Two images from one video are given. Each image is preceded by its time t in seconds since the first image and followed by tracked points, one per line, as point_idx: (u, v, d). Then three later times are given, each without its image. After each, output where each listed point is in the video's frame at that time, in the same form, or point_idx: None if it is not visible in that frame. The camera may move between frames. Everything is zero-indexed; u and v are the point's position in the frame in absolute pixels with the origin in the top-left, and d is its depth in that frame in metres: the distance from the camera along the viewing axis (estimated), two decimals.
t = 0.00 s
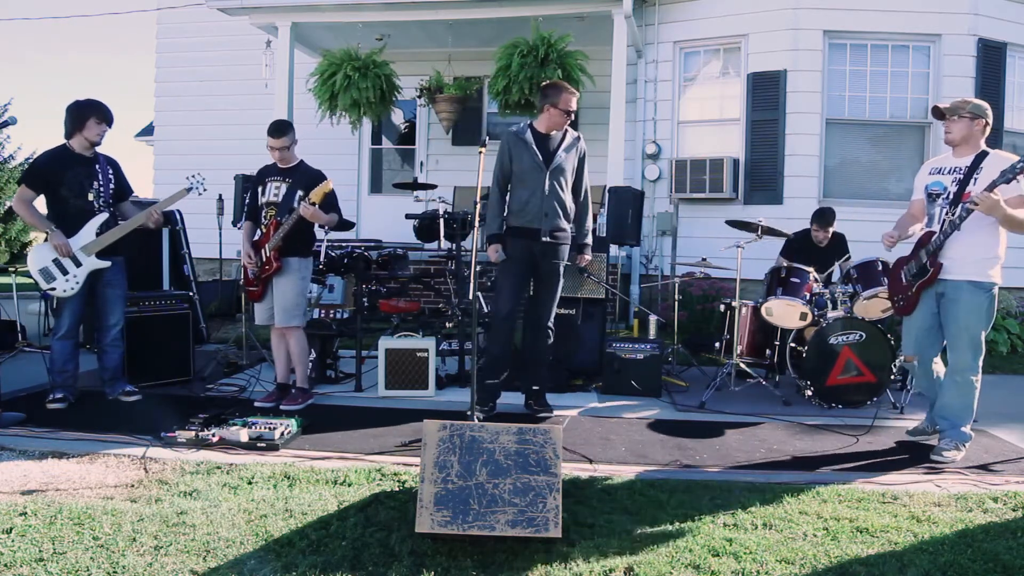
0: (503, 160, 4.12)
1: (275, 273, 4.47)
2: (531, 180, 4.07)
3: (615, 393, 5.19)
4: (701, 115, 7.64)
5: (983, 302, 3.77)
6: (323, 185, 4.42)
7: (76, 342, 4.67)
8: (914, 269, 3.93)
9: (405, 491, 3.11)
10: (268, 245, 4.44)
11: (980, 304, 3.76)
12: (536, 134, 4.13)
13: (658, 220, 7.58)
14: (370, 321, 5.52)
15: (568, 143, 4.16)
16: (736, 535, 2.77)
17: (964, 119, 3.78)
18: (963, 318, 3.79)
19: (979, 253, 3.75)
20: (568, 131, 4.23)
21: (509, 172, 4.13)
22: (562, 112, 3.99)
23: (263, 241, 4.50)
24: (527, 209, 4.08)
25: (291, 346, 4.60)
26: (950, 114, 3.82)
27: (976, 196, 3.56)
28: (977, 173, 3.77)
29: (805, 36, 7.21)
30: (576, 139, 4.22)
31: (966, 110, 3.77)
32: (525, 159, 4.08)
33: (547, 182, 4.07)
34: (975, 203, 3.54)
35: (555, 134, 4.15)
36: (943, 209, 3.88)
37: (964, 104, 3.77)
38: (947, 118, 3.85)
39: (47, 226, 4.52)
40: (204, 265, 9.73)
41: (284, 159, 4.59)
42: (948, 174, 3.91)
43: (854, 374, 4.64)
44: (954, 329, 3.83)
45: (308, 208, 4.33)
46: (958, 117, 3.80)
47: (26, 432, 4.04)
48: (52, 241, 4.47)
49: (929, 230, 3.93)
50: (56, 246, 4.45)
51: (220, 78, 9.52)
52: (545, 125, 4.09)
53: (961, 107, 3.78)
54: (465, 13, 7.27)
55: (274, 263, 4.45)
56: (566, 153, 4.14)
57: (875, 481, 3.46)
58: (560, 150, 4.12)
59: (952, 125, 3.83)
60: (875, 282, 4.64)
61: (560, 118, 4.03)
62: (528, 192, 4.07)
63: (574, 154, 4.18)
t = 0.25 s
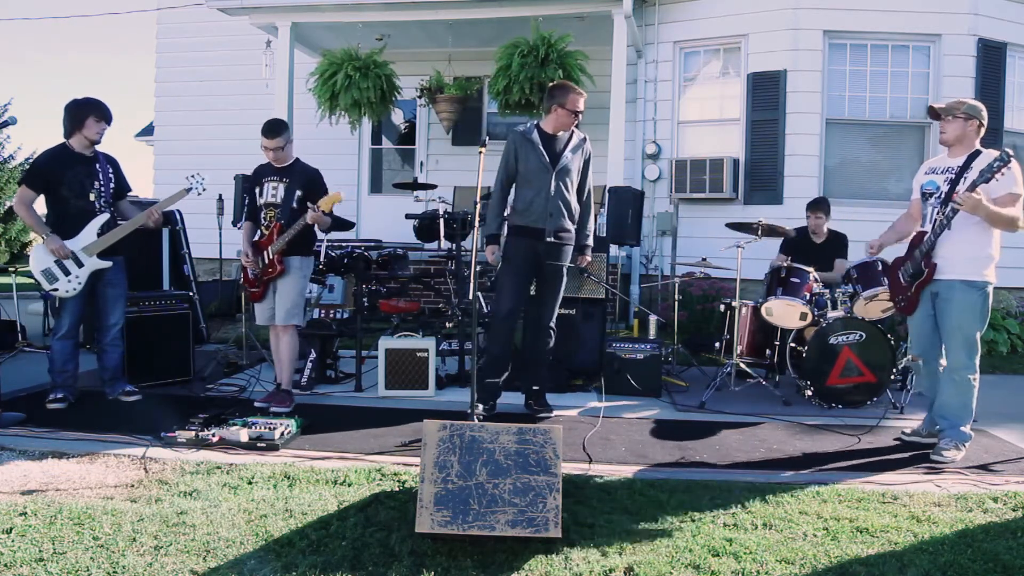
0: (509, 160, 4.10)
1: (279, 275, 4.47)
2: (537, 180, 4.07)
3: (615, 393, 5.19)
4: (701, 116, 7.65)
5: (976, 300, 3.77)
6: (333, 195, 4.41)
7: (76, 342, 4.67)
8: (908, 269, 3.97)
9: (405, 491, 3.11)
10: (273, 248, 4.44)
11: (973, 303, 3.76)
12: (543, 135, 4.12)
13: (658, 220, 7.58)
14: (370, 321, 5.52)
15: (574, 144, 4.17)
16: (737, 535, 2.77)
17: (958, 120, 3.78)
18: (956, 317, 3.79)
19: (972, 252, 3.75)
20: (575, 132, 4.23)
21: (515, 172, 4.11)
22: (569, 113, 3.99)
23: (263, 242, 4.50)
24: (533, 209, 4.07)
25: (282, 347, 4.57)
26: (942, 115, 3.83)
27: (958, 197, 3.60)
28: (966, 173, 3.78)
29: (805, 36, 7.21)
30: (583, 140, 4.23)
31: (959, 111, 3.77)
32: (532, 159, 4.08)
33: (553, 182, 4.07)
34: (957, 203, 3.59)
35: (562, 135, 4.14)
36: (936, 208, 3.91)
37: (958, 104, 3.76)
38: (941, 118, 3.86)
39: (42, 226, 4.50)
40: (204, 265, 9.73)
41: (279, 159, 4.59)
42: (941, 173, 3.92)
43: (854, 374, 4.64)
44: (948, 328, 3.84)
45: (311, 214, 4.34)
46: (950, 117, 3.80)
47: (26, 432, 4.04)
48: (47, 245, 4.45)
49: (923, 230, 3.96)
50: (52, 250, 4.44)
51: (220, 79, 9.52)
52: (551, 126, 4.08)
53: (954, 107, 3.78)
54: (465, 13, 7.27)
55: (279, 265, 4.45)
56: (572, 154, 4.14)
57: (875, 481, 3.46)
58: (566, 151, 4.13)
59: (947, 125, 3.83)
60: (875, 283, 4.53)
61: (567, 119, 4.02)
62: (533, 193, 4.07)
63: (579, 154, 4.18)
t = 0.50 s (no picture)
0: (510, 160, 4.11)
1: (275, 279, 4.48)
2: (537, 180, 4.07)
3: (615, 393, 5.19)
4: (701, 116, 7.64)
5: (965, 298, 3.77)
6: (343, 210, 4.39)
7: (76, 342, 4.67)
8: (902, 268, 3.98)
9: (405, 491, 3.11)
10: (272, 252, 4.45)
11: (962, 301, 3.77)
12: (545, 135, 4.13)
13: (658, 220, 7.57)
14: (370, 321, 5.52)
15: (575, 144, 4.15)
16: (737, 535, 2.77)
17: (949, 122, 3.80)
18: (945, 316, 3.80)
19: (964, 252, 3.77)
20: (577, 132, 4.22)
21: (515, 172, 4.12)
22: (570, 115, 4.00)
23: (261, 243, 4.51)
24: (533, 208, 4.07)
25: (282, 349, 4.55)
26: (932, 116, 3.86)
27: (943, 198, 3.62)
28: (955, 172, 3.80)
29: (805, 36, 7.21)
30: (585, 140, 4.21)
31: (950, 112, 3.79)
32: (533, 159, 4.09)
33: (553, 182, 4.07)
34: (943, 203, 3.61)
35: (563, 136, 4.14)
36: (926, 208, 3.94)
37: (950, 106, 3.79)
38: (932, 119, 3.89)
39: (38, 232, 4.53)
40: (204, 265, 9.73)
41: (282, 159, 4.58)
42: (933, 173, 3.95)
43: (854, 374, 4.64)
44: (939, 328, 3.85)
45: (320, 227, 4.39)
46: (941, 118, 3.83)
47: (26, 432, 4.04)
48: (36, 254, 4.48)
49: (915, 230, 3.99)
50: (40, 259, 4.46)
51: (219, 79, 9.52)
52: (553, 126, 4.08)
53: (944, 109, 3.81)
54: (465, 13, 7.27)
55: (275, 269, 4.45)
56: (573, 153, 4.13)
57: (875, 481, 3.46)
58: (567, 151, 4.12)
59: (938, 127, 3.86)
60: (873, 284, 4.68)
61: (568, 119, 4.03)
62: (533, 192, 4.07)
63: (581, 154, 4.17)
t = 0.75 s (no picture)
0: (508, 160, 4.13)
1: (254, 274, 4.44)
2: (534, 180, 4.08)
3: (615, 393, 5.20)
4: (701, 116, 7.64)
5: (957, 297, 3.78)
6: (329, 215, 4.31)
7: (76, 342, 4.68)
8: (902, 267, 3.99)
9: (405, 491, 3.12)
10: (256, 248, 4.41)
11: (955, 300, 3.78)
12: (542, 135, 4.13)
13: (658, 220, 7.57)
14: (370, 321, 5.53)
15: (572, 143, 4.15)
16: (737, 535, 2.77)
17: (945, 125, 3.83)
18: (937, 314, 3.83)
19: (960, 252, 3.77)
20: (575, 131, 4.22)
21: (514, 172, 4.13)
22: (560, 110, 3.98)
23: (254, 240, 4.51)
24: (531, 208, 4.08)
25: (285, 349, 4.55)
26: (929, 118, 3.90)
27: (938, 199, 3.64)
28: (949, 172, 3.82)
29: (805, 36, 7.21)
30: (582, 139, 4.20)
31: (946, 115, 3.82)
32: (530, 159, 4.10)
33: (549, 182, 4.07)
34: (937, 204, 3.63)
35: (560, 136, 4.15)
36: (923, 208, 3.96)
37: (946, 110, 3.82)
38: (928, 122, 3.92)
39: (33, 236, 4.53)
40: (204, 265, 9.73)
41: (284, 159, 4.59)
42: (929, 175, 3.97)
43: (854, 374, 4.64)
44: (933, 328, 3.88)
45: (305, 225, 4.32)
46: (936, 120, 3.86)
47: (26, 432, 4.04)
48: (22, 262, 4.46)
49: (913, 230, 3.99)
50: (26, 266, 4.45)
51: (219, 79, 9.52)
52: (550, 126, 4.08)
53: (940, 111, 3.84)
54: (466, 13, 7.27)
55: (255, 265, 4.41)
56: (570, 153, 4.13)
57: (875, 481, 3.46)
58: (564, 151, 4.12)
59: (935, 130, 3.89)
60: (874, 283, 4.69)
61: (559, 116, 4.00)
62: (530, 192, 4.08)
63: (578, 153, 4.16)
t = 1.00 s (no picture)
0: (501, 160, 4.15)
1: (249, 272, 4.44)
2: (527, 180, 4.09)
3: (615, 393, 5.20)
4: (701, 116, 7.64)
5: (939, 293, 3.83)
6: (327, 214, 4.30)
7: (76, 342, 4.68)
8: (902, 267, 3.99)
9: (405, 491, 3.12)
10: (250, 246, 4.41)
11: (937, 297, 3.83)
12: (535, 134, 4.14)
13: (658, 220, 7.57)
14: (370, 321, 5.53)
15: (565, 141, 4.14)
16: (736, 535, 2.77)
17: (941, 127, 3.88)
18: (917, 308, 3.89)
19: (960, 250, 3.79)
20: (568, 129, 4.21)
21: (507, 172, 4.16)
22: (542, 103, 3.99)
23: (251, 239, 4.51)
24: (526, 208, 4.09)
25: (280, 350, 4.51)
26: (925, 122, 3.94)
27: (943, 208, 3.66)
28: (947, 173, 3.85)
29: (805, 36, 7.22)
30: (576, 136, 4.19)
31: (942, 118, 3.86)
32: (522, 159, 4.10)
33: (543, 182, 4.07)
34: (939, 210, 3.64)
35: (552, 134, 4.15)
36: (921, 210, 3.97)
37: (942, 112, 3.87)
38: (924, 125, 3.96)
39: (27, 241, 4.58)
40: (204, 265, 9.72)
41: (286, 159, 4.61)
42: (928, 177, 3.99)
43: (854, 374, 4.65)
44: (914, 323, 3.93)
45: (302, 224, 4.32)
46: (933, 124, 3.91)
47: (26, 432, 4.04)
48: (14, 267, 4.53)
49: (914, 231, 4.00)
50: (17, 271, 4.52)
51: (219, 79, 9.52)
52: (540, 124, 4.10)
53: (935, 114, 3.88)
54: (466, 13, 7.27)
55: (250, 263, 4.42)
56: (563, 151, 4.12)
57: (875, 481, 3.46)
58: (557, 149, 4.11)
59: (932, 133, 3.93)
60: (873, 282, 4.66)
61: (543, 108, 4.01)
62: (524, 192, 4.09)
63: (572, 151, 4.15)
